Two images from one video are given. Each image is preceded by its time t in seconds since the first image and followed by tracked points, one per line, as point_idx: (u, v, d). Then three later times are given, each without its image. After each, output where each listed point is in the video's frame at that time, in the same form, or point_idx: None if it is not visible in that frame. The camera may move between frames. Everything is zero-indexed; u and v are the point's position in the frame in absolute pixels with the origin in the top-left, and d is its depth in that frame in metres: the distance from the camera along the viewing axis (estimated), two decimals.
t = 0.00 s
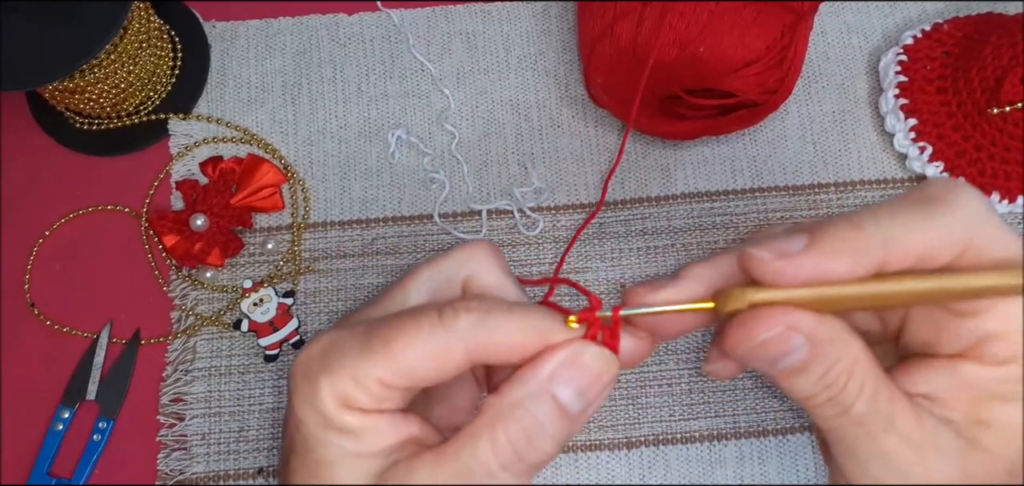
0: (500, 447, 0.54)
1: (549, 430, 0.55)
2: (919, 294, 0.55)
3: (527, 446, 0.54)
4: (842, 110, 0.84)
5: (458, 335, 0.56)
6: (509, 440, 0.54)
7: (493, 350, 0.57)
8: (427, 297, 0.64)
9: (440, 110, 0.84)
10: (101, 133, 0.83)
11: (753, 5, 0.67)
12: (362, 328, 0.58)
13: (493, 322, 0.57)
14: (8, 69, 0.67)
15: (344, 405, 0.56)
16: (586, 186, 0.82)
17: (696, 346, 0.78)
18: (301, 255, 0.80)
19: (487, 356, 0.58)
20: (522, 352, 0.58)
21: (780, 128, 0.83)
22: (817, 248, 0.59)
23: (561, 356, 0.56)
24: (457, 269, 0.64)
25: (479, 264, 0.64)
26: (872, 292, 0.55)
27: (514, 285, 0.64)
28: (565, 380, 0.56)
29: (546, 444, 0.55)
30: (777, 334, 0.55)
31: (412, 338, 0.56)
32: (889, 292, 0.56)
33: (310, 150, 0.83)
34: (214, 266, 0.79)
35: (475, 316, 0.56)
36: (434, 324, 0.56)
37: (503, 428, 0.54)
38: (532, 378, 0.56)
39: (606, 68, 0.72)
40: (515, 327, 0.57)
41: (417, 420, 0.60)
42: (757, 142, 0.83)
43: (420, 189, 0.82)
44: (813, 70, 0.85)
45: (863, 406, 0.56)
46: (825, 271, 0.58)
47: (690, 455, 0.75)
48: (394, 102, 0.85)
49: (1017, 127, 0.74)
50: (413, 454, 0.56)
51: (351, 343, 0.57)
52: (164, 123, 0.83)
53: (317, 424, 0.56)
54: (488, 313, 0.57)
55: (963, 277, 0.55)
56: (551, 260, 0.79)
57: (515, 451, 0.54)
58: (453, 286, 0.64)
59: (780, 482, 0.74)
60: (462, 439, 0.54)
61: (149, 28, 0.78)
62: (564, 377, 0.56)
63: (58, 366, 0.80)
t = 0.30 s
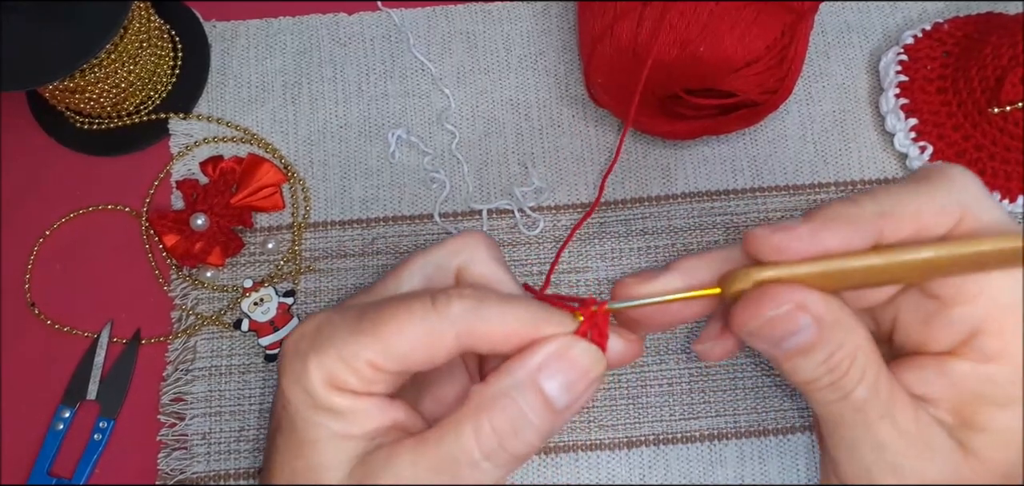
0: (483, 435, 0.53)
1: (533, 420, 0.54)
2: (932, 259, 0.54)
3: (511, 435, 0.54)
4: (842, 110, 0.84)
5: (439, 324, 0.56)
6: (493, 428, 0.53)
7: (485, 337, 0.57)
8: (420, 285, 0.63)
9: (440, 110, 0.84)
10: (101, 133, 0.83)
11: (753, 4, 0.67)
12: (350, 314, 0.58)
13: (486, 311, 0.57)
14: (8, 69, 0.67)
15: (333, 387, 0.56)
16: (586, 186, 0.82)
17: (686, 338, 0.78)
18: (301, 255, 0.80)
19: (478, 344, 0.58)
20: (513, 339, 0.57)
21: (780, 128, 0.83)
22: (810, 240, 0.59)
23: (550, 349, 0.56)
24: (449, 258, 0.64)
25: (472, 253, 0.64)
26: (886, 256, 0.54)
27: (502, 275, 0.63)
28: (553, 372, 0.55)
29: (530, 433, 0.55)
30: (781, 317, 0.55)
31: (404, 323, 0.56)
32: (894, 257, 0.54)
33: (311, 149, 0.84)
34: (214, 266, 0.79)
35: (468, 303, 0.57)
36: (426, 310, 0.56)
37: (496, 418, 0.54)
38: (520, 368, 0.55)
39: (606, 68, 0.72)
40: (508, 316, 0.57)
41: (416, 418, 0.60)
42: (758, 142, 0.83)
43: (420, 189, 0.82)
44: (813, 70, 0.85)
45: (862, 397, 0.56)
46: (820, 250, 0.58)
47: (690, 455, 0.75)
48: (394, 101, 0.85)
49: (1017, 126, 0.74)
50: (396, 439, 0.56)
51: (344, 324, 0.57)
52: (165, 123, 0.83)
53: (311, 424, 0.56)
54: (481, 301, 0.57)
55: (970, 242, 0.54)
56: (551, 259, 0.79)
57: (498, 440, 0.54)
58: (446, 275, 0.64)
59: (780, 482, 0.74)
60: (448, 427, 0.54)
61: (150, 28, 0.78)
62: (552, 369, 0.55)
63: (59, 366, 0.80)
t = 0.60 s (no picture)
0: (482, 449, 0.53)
1: (532, 436, 0.54)
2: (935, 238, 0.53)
3: (510, 449, 0.53)
4: (842, 110, 0.84)
5: (444, 328, 0.56)
6: (492, 442, 0.53)
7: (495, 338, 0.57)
8: (432, 286, 0.63)
9: (439, 110, 0.84)
10: (100, 133, 0.83)
11: (752, 4, 0.67)
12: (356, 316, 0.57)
13: (487, 311, 0.56)
14: (9, 69, 0.67)
15: (338, 383, 0.56)
16: (585, 186, 0.82)
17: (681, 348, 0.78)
18: (300, 255, 0.80)
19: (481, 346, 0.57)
20: (520, 348, 0.56)
21: (779, 128, 0.83)
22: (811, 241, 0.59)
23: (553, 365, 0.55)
24: (462, 261, 0.63)
25: (485, 255, 0.63)
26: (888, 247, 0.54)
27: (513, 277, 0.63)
28: (554, 388, 0.55)
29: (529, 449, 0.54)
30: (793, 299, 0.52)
31: (409, 325, 0.55)
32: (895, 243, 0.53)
33: (309, 150, 0.83)
34: (213, 266, 0.79)
35: (475, 306, 0.56)
36: (433, 312, 0.56)
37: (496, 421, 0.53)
38: (523, 382, 0.55)
39: (605, 68, 0.72)
40: (515, 321, 0.56)
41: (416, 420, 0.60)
42: (757, 142, 0.83)
43: (419, 189, 0.82)
44: (812, 70, 0.85)
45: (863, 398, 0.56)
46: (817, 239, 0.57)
47: (689, 455, 0.75)
48: (394, 102, 0.85)
49: (1016, 127, 0.74)
50: (395, 441, 0.56)
51: (350, 322, 0.57)
52: (163, 123, 0.83)
53: (310, 425, 0.56)
54: (488, 305, 0.56)
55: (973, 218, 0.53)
56: (550, 260, 0.79)
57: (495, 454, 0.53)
58: (458, 277, 0.63)
59: (779, 483, 0.74)
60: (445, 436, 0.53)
61: (149, 28, 0.78)
62: (553, 385, 0.55)
63: (58, 366, 0.80)
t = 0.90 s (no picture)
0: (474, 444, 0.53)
1: (526, 433, 0.53)
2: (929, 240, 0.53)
3: (502, 443, 0.53)
4: (842, 110, 0.84)
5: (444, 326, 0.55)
6: (484, 436, 0.52)
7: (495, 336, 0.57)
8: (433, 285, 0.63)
9: (440, 110, 0.85)
10: (100, 133, 0.83)
11: (752, 4, 0.67)
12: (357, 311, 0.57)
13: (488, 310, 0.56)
14: (9, 70, 0.67)
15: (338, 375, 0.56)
16: (586, 186, 0.82)
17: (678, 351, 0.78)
18: (300, 255, 0.80)
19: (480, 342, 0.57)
20: (519, 346, 0.56)
21: (779, 128, 0.83)
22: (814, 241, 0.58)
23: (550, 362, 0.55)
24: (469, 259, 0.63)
25: (492, 255, 0.63)
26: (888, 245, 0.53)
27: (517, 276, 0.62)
28: (551, 386, 0.54)
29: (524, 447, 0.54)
30: (803, 304, 0.51)
31: (412, 320, 0.55)
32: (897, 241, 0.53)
33: (310, 150, 0.84)
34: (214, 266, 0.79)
35: (478, 301, 0.56)
36: (436, 309, 0.55)
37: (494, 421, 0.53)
38: (519, 378, 0.54)
39: (605, 68, 0.72)
40: (518, 317, 0.56)
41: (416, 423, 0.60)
42: (757, 142, 0.83)
43: (420, 189, 0.82)
44: (812, 70, 0.85)
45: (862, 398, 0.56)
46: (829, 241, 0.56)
47: (690, 455, 0.75)
48: (394, 102, 0.85)
49: (1017, 127, 0.74)
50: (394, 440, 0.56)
51: (352, 315, 0.57)
52: (164, 123, 0.83)
53: (308, 426, 0.56)
54: (490, 300, 0.56)
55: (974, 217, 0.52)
56: (550, 260, 0.79)
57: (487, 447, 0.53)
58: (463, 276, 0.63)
59: (780, 482, 0.74)
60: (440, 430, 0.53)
61: (149, 28, 0.78)
62: (550, 382, 0.54)
63: (59, 366, 0.80)
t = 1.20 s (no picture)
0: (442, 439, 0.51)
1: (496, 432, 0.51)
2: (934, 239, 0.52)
3: (472, 441, 0.50)
4: (842, 110, 0.84)
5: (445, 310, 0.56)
6: (455, 431, 0.50)
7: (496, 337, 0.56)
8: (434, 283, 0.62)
9: (440, 110, 0.84)
10: (100, 133, 0.83)
11: (752, 4, 0.67)
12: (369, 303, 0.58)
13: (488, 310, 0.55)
14: (8, 69, 0.67)
15: (345, 361, 0.57)
16: (586, 186, 0.82)
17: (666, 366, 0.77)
18: (300, 255, 0.80)
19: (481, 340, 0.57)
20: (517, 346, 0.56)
21: (779, 128, 0.83)
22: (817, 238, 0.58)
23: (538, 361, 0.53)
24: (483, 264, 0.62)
25: (515, 263, 0.62)
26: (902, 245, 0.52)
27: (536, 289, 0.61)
28: (529, 388, 0.52)
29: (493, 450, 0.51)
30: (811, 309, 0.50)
31: (414, 307, 0.56)
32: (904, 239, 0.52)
33: (310, 150, 0.83)
34: (213, 266, 0.79)
35: (480, 292, 0.56)
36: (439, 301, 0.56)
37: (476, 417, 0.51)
38: (504, 375, 0.52)
39: (605, 68, 0.72)
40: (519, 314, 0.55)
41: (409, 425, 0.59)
42: (757, 142, 0.83)
43: (419, 189, 0.82)
44: (812, 70, 0.85)
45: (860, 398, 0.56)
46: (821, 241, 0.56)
47: (689, 455, 0.75)
48: (394, 101, 0.85)
49: (1017, 126, 0.74)
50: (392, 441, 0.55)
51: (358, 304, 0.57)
52: (163, 123, 0.83)
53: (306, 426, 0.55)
54: (491, 293, 0.56)
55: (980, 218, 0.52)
56: (550, 260, 0.79)
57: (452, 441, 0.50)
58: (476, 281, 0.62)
59: (779, 482, 0.74)
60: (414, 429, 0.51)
61: (149, 28, 0.78)
62: (532, 384, 0.52)
63: (59, 366, 0.80)
